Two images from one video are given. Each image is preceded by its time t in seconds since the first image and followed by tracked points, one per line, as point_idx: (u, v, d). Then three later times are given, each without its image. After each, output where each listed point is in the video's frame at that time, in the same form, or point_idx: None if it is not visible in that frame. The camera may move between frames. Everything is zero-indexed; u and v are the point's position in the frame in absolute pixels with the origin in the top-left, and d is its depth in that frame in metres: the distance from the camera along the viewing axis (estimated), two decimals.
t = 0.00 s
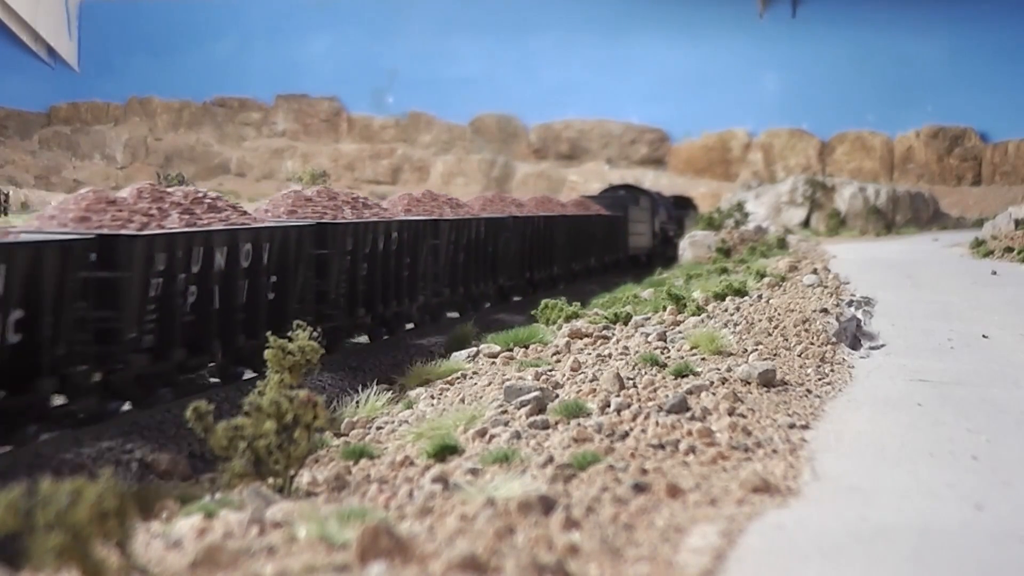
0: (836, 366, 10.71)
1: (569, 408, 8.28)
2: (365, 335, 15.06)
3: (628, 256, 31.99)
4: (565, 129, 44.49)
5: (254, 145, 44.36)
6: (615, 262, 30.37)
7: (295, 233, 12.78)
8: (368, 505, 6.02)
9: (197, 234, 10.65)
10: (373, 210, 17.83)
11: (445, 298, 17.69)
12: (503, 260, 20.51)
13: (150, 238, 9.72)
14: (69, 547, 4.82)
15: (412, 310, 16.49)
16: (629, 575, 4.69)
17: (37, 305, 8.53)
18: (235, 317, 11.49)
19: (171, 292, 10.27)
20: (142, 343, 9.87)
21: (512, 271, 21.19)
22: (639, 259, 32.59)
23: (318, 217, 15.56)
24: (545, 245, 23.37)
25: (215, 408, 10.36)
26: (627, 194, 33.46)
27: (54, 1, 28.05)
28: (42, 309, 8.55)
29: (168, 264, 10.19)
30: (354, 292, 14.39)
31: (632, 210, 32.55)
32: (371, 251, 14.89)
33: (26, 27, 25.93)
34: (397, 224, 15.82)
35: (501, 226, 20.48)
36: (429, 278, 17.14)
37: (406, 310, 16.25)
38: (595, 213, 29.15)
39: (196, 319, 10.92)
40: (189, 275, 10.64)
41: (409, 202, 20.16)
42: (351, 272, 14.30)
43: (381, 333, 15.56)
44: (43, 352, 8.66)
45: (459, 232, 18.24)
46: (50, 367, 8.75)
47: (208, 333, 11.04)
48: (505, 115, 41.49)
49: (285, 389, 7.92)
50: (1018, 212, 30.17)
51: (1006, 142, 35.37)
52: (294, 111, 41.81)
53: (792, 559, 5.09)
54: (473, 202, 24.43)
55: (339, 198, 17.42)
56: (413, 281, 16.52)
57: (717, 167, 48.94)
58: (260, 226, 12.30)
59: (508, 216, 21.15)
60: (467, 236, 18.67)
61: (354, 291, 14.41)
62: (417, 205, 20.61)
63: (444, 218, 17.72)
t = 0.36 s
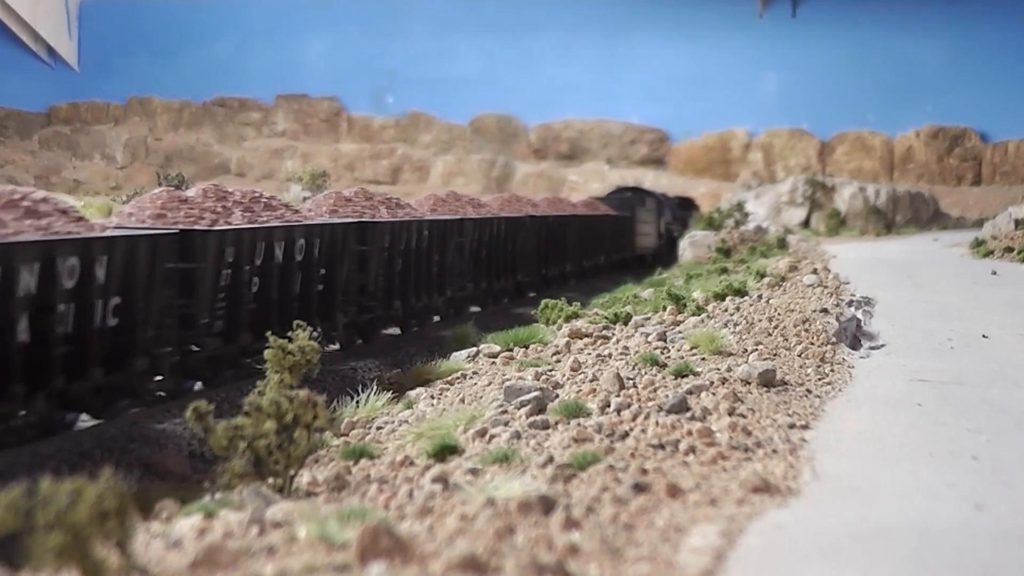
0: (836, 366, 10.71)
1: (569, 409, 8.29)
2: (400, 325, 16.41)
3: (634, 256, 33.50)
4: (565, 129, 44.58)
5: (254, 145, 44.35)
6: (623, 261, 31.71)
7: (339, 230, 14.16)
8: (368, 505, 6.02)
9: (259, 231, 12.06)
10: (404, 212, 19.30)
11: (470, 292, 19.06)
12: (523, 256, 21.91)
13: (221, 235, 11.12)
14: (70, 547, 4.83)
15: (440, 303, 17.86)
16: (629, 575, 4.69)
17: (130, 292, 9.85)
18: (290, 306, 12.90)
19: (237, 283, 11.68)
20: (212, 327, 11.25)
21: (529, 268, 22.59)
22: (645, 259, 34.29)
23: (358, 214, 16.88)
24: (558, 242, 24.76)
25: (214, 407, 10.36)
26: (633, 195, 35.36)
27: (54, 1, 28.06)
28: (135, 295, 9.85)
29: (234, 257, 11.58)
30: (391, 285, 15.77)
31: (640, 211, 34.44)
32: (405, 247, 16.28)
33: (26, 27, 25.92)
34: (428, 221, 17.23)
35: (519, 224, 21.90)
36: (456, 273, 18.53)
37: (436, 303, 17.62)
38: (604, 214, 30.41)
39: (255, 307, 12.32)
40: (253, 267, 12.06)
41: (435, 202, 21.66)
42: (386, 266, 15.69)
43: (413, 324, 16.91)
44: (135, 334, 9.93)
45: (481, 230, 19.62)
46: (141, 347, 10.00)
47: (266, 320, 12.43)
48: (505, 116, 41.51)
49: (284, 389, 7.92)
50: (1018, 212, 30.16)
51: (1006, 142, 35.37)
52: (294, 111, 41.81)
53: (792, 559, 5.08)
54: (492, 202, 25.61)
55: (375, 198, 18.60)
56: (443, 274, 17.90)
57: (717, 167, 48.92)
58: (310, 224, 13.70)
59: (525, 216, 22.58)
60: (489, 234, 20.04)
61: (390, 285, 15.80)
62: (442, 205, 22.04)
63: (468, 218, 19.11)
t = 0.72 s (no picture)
0: (836, 366, 10.71)
1: (569, 408, 8.29)
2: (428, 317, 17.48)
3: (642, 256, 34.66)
4: (565, 129, 44.67)
5: (254, 145, 44.34)
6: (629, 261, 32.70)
7: (380, 226, 15.21)
8: (369, 505, 6.02)
9: (310, 227, 13.24)
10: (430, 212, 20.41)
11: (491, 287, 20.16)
12: (541, 253, 23.04)
13: (280, 232, 12.37)
14: (69, 546, 4.83)
15: (464, 296, 18.95)
16: (629, 574, 4.69)
17: (204, 281, 11.00)
18: (334, 296, 13.99)
19: (293, 275, 12.91)
20: (270, 315, 12.42)
21: (546, 265, 23.69)
22: (651, 258, 35.35)
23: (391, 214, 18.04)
24: (571, 240, 25.83)
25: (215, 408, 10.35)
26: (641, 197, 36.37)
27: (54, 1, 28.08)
28: (209, 285, 11.01)
29: (289, 251, 12.81)
30: (421, 278, 16.89)
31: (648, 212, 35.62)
32: (434, 244, 17.35)
33: (26, 27, 25.92)
34: (454, 219, 18.31)
35: (536, 224, 23.00)
36: (482, 268, 19.74)
37: (461, 297, 18.70)
38: (612, 214, 31.50)
39: (307, 297, 13.47)
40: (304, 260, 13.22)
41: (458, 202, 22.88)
42: (417, 262, 16.80)
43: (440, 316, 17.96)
44: (209, 318, 11.08)
45: (502, 228, 20.74)
46: (214, 332, 11.16)
47: (315, 309, 13.58)
48: (505, 115, 41.55)
49: (284, 389, 7.93)
50: (1018, 212, 30.17)
51: (1006, 142, 35.41)
52: (294, 111, 41.81)
53: (792, 560, 5.09)
54: (509, 202, 26.72)
55: (404, 198, 20.09)
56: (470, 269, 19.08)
57: (717, 167, 48.87)
58: (352, 221, 14.81)
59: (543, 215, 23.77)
60: (508, 231, 21.13)
61: (421, 280, 16.92)
62: (464, 205, 23.30)
63: (490, 217, 20.20)
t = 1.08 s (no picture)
0: (836, 366, 10.71)
1: (569, 408, 8.29)
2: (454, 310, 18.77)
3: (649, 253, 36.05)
4: (565, 129, 44.80)
5: (254, 145, 44.32)
6: (640, 261, 33.71)
7: (412, 226, 16.53)
8: (368, 505, 6.02)
9: (354, 224, 14.62)
10: (455, 210, 21.93)
11: (512, 283, 21.47)
12: (556, 249, 24.29)
13: (328, 230, 13.68)
14: (70, 547, 4.83)
15: (487, 292, 20.24)
16: (630, 574, 4.69)
17: (267, 272, 12.33)
18: (375, 286, 15.37)
19: (339, 270, 14.21)
20: (321, 305, 13.71)
21: (562, 260, 25.00)
22: (657, 256, 36.73)
23: (420, 214, 19.36)
24: (585, 237, 26.97)
25: (215, 408, 10.37)
26: (646, 197, 37.62)
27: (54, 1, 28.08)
28: (270, 275, 12.31)
29: (336, 248, 14.11)
30: (448, 274, 18.19)
31: (652, 213, 36.92)
32: (461, 241, 18.70)
33: (26, 27, 25.92)
34: (476, 218, 19.66)
35: (549, 221, 24.23)
36: (506, 263, 21.14)
37: (484, 292, 20.00)
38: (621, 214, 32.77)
39: (351, 290, 14.75)
40: (349, 255, 14.52)
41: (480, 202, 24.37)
42: (446, 258, 18.13)
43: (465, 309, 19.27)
44: (269, 306, 12.38)
45: (520, 227, 22.07)
46: (274, 319, 12.51)
47: (357, 301, 14.88)
48: (505, 115, 41.58)
49: (284, 389, 7.93)
50: (1018, 212, 30.18)
51: (1006, 142, 35.44)
52: (294, 111, 41.82)
53: (791, 560, 5.08)
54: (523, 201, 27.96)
55: (430, 199, 21.52)
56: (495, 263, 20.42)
57: (717, 167, 48.85)
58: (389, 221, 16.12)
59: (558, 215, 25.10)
60: (526, 230, 22.44)
61: (447, 275, 18.21)
62: (484, 205, 24.70)
63: (509, 216, 21.56)
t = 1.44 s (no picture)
0: (836, 366, 10.70)
1: (569, 408, 8.29)
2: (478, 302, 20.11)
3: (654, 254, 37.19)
4: (565, 129, 44.94)
5: (254, 145, 44.32)
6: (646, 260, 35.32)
7: (441, 223, 17.89)
8: (369, 505, 6.02)
9: (394, 224, 16.05)
10: (477, 209, 23.37)
11: (529, 279, 22.80)
12: (570, 248, 25.70)
13: (370, 227, 15.07)
14: (70, 547, 4.83)
15: (507, 286, 21.60)
16: (629, 575, 4.69)
17: (318, 265, 13.71)
18: (409, 282, 16.76)
19: (378, 264, 15.57)
20: (362, 296, 15.01)
21: (574, 258, 26.40)
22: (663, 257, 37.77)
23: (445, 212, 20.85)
24: (595, 238, 28.39)
25: (215, 408, 10.36)
26: (653, 197, 38.86)
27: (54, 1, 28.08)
28: (320, 268, 13.68)
29: (376, 243, 15.47)
30: (472, 269, 19.54)
31: (659, 215, 38.41)
32: (483, 238, 20.05)
33: (26, 27, 25.92)
34: (499, 217, 21.05)
35: (563, 219, 25.65)
36: (524, 260, 22.57)
37: (504, 286, 21.34)
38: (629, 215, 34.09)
39: (388, 282, 16.07)
40: (387, 250, 15.88)
41: (499, 202, 25.77)
42: (470, 254, 19.50)
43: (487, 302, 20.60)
44: (319, 297, 13.61)
45: (536, 226, 23.41)
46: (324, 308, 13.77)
47: (393, 293, 16.21)
48: (505, 115, 41.61)
49: (284, 389, 7.93)
50: (1018, 212, 30.18)
51: (1006, 142, 35.47)
52: (294, 111, 41.82)
53: (790, 560, 5.08)
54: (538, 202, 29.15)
55: (454, 199, 22.91)
56: (514, 260, 21.87)
57: (717, 167, 48.84)
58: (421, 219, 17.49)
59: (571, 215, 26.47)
60: (541, 228, 23.80)
61: (472, 270, 19.57)
62: (504, 204, 26.00)
63: (527, 216, 22.97)
